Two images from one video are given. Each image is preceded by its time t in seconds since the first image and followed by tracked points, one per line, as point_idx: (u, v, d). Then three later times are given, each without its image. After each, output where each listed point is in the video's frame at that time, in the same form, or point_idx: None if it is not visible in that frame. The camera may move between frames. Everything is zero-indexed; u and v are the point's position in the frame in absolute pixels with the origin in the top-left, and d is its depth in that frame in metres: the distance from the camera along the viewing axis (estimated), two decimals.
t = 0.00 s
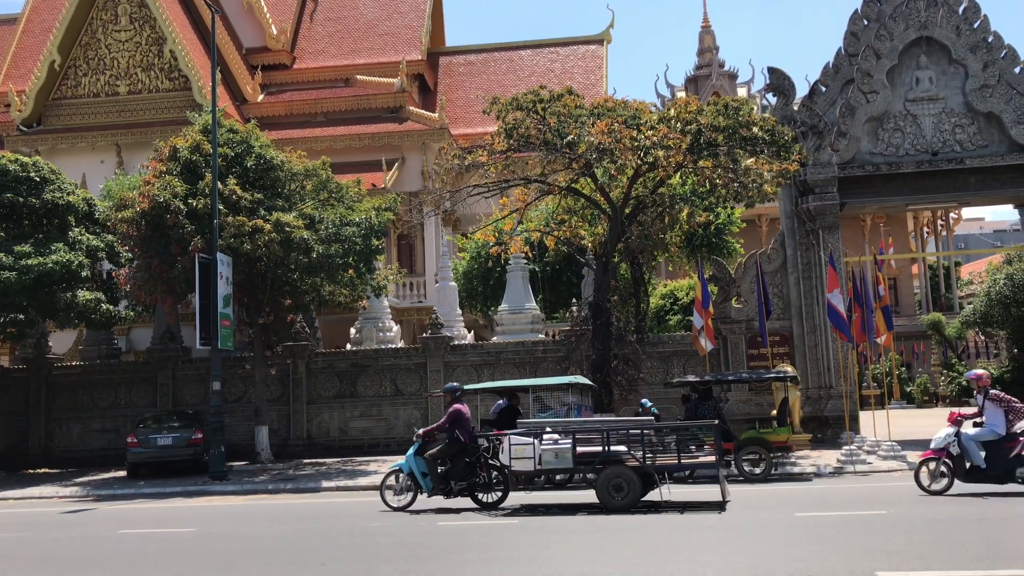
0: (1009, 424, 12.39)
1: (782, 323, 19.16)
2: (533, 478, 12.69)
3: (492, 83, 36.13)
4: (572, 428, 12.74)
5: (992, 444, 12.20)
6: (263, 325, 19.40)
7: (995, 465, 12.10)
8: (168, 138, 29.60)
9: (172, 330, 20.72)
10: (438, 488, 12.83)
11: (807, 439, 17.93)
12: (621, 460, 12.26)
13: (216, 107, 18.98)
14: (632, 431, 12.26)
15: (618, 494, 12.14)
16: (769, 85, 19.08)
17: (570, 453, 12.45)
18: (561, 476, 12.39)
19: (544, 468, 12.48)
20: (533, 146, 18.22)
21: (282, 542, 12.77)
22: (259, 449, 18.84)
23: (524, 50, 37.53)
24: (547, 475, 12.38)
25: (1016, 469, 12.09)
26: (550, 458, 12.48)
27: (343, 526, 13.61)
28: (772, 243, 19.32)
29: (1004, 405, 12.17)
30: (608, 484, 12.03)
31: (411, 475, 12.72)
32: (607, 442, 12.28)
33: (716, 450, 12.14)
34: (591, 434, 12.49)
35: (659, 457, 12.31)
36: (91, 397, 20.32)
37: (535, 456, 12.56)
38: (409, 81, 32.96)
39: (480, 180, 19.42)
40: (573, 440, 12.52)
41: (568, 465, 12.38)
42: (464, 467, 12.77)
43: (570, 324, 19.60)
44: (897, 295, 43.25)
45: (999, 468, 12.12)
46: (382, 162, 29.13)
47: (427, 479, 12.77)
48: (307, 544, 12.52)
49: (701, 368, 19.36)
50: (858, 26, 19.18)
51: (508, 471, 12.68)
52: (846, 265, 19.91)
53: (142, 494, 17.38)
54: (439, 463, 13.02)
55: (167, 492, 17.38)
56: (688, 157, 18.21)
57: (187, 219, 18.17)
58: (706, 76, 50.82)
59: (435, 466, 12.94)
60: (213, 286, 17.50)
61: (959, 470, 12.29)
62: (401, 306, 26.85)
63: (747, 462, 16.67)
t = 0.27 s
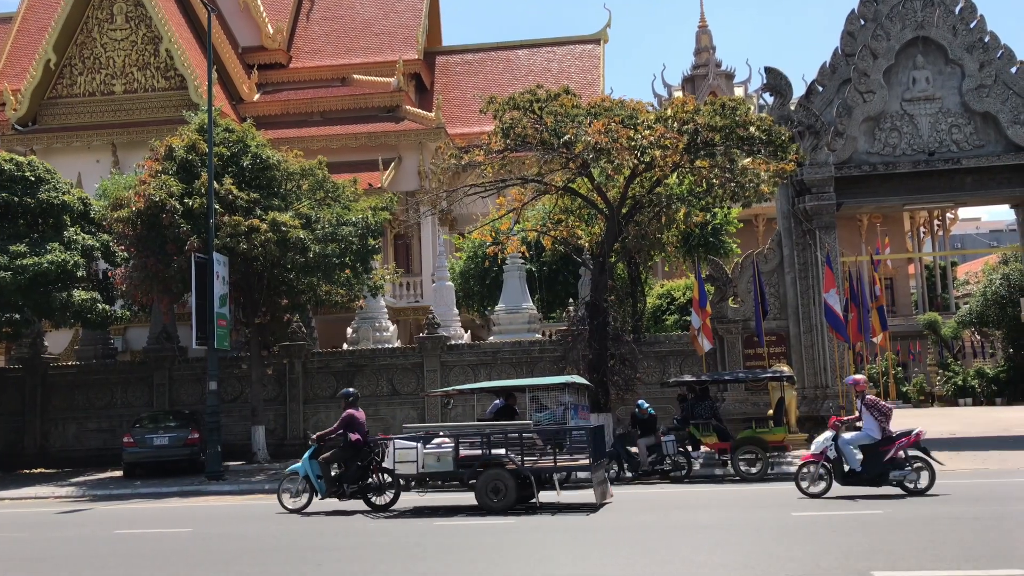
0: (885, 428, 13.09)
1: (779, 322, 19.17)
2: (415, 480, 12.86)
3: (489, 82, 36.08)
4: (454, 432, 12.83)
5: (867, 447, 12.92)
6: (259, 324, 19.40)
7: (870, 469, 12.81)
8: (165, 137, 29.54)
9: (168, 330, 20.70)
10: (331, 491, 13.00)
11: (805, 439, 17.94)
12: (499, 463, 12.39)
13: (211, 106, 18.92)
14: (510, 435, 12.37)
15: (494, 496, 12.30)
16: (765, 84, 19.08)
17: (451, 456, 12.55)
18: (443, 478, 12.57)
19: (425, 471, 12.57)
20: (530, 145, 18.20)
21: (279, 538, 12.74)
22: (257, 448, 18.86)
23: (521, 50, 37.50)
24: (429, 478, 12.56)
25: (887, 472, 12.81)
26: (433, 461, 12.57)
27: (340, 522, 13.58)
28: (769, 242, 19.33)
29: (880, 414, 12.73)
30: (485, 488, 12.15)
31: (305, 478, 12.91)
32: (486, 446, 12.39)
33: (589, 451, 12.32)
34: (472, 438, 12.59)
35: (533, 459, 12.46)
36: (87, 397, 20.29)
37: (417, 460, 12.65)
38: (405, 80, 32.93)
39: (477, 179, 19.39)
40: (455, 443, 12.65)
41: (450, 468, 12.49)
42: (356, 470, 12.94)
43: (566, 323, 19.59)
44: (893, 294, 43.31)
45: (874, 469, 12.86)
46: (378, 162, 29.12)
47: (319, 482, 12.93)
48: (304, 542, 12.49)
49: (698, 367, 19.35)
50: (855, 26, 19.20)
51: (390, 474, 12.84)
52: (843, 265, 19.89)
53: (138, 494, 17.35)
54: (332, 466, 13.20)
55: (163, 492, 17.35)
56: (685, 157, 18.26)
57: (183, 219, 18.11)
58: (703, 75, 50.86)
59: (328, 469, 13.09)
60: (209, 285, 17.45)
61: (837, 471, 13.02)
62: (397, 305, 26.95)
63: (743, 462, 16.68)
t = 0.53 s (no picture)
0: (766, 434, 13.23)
1: (777, 322, 19.19)
2: (310, 482, 13.23)
3: (487, 82, 36.06)
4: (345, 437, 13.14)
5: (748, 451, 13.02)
6: (255, 325, 19.64)
7: (750, 473, 12.89)
8: (162, 138, 29.49)
9: (165, 330, 20.67)
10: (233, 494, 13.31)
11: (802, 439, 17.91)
12: (387, 467, 12.76)
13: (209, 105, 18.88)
14: (396, 441, 12.67)
15: (381, 498, 12.68)
16: (763, 85, 19.06)
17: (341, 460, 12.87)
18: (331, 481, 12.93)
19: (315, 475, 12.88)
20: (527, 145, 18.17)
21: (276, 535, 12.68)
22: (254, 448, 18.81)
23: (520, 50, 37.48)
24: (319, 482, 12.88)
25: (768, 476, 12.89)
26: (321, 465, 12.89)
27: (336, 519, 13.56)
28: (766, 243, 19.31)
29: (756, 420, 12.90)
30: (372, 491, 12.54)
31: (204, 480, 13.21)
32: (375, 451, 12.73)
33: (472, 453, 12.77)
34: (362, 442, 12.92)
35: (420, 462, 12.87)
36: (84, 397, 20.25)
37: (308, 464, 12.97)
38: (403, 81, 32.93)
39: (474, 179, 19.35)
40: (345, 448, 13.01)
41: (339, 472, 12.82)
42: (257, 474, 13.24)
43: (564, 324, 19.57)
44: (892, 295, 43.28)
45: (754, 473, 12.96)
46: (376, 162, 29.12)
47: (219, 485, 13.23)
48: (300, 539, 12.46)
49: (695, 368, 19.35)
50: (853, 26, 19.20)
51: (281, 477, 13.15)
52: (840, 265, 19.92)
53: (135, 494, 17.31)
54: (233, 469, 13.50)
55: (160, 492, 17.31)
56: (682, 157, 18.26)
57: (181, 219, 18.09)
58: (701, 76, 50.85)
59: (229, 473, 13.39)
60: (206, 285, 17.46)
61: (721, 475, 13.14)
62: (395, 305, 26.89)
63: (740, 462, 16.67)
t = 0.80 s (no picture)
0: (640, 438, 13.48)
1: (758, 323, 19.31)
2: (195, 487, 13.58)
3: (472, 83, 36.12)
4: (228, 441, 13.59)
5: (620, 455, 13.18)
6: (240, 325, 19.41)
7: (623, 476, 13.13)
8: (144, 137, 29.36)
9: (148, 330, 20.54)
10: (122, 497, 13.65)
11: (783, 439, 18.04)
12: (267, 471, 13.19)
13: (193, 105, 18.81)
14: (276, 445, 13.18)
15: (261, 502, 13.09)
16: (746, 87, 19.22)
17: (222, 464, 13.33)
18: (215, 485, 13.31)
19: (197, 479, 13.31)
20: (512, 146, 18.21)
21: (259, 535, 12.62)
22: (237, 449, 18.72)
23: (504, 51, 37.56)
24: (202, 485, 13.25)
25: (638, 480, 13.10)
26: (204, 469, 13.31)
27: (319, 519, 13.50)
28: (748, 244, 19.48)
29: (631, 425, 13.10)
30: (251, 494, 12.97)
31: (96, 486, 13.60)
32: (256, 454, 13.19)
33: (351, 458, 13.21)
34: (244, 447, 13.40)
35: (302, 467, 13.31)
36: (65, 397, 20.11)
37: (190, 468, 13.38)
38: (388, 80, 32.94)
39: (460, 180, 19.38)
40: (229, 452, 13.44)
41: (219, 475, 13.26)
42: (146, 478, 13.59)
43: (548, 324, 19.62)
44: (873, 295, 43.66)
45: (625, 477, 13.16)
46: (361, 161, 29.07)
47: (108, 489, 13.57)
48: (283, 539, 12.39)
49: (678, 368, 19.45)
50: (835, 29, 19.38)
51: (169, 480, 13.55)
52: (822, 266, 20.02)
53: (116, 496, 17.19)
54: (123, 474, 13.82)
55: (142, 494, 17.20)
56: (666, 158, 18.33)
57: (164, 218, 18.04)
58: (685, 78, 51.15)
59: (118, 477, 13.72)
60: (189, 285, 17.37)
61: (596, 478, 13.35)
62: (379, 306, 26.81)
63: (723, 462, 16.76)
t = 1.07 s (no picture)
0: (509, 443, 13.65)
1: (729, 324, 19.40)
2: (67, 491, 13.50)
3: (445, 83, 36.10)
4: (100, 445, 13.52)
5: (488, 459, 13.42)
6: (208, 326, 18.92)
7: (489, 480, 13.41)
8: (111, 135, 29.13)
9: (115, 330, 20.26)
10: None
11: (754, 439, 18.14)
12: (137, 476, 13.10)
13: (163, 103, 18.62)
14: (146, 449, 13.13)
15: (129, 507, 12.96)
16: (718, 90, 19.33)
17: (92, 469, 13.24)
18: (84, 492, 13.22)
19: (67, 485, 13.22)
20: (485, 147, 18.20)
21: (228, 536, 12.48)
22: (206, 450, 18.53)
23: (477, 51, 37.57)
24: (69, 491, 13.16)
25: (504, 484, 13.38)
26: (74, 474, 13.23)
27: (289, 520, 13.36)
28: (719, 246, 19.59)
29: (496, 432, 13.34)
30: (119, 499, 12.90)
31: None
32: (127, 460, 13.13)
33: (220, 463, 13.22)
34: (113, 452, 13.33)
35: (173, 471, 13.29)
36: (30, 398, 19.81)
37: (60, 473, 13.29)
38: (360, 79, 32.85)
39: (433, 180, 19.34)
40: (100, 457, 13.34)
41: (89, 480, 13.19)
42: (20, 483, 13.61)
43: (521, 325, 19.63)
44: (841, 296, 44.15)
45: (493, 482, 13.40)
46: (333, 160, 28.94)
47: None
48: (251, 541, 12.24)
49: (650, 368, 19.54)
50: (805, 33, 19.58)
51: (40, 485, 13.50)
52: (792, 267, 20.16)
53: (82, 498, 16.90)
54: None
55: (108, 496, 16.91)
56: (638, 160, 18.35)
57: (132, 217, 17.76)
58: (656, 80, 51.50)
59: None
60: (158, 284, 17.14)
61: (463, 483, 13.56)
62: (351, 306, 26.79)
63: (693, 462, 16.82)
